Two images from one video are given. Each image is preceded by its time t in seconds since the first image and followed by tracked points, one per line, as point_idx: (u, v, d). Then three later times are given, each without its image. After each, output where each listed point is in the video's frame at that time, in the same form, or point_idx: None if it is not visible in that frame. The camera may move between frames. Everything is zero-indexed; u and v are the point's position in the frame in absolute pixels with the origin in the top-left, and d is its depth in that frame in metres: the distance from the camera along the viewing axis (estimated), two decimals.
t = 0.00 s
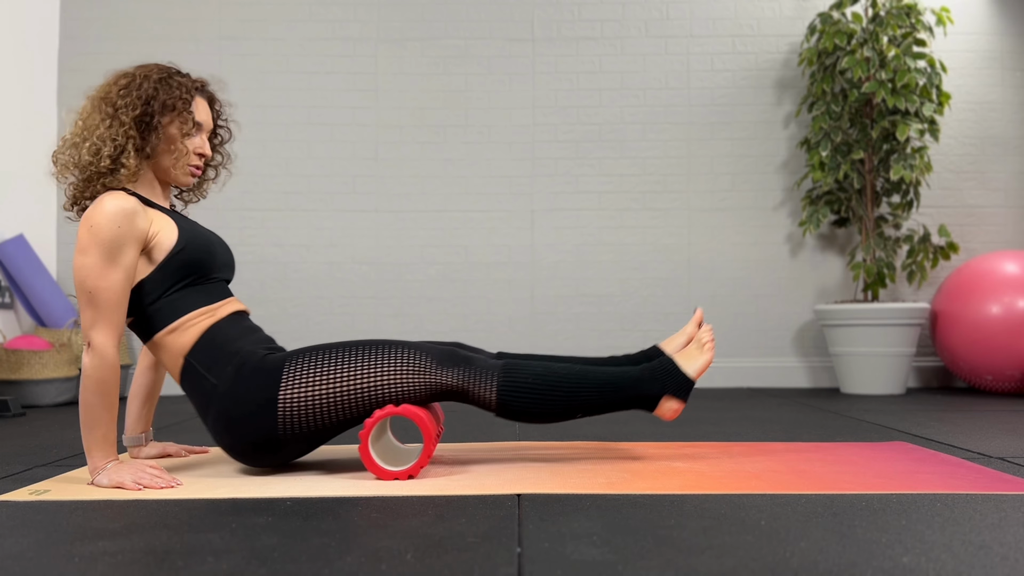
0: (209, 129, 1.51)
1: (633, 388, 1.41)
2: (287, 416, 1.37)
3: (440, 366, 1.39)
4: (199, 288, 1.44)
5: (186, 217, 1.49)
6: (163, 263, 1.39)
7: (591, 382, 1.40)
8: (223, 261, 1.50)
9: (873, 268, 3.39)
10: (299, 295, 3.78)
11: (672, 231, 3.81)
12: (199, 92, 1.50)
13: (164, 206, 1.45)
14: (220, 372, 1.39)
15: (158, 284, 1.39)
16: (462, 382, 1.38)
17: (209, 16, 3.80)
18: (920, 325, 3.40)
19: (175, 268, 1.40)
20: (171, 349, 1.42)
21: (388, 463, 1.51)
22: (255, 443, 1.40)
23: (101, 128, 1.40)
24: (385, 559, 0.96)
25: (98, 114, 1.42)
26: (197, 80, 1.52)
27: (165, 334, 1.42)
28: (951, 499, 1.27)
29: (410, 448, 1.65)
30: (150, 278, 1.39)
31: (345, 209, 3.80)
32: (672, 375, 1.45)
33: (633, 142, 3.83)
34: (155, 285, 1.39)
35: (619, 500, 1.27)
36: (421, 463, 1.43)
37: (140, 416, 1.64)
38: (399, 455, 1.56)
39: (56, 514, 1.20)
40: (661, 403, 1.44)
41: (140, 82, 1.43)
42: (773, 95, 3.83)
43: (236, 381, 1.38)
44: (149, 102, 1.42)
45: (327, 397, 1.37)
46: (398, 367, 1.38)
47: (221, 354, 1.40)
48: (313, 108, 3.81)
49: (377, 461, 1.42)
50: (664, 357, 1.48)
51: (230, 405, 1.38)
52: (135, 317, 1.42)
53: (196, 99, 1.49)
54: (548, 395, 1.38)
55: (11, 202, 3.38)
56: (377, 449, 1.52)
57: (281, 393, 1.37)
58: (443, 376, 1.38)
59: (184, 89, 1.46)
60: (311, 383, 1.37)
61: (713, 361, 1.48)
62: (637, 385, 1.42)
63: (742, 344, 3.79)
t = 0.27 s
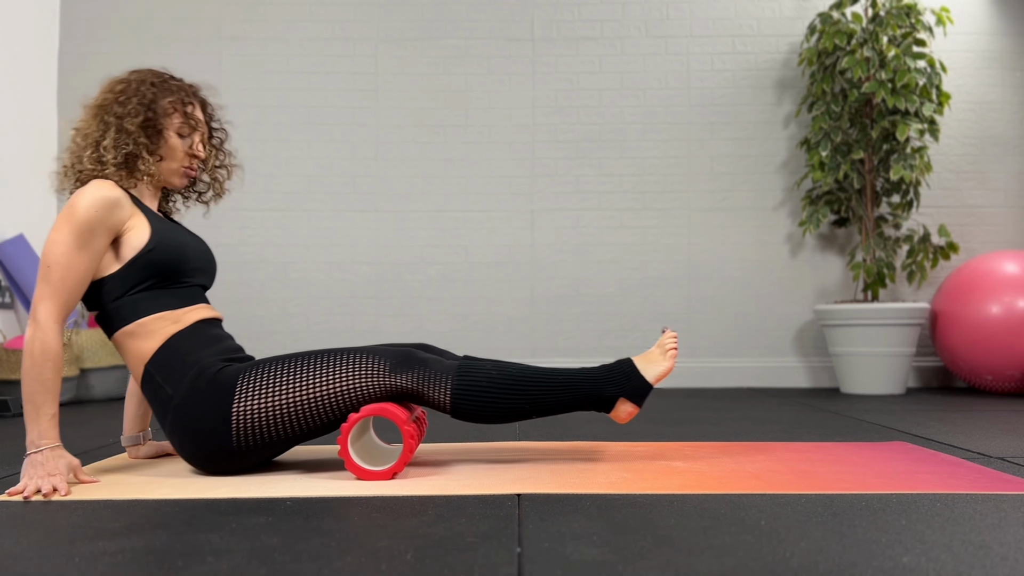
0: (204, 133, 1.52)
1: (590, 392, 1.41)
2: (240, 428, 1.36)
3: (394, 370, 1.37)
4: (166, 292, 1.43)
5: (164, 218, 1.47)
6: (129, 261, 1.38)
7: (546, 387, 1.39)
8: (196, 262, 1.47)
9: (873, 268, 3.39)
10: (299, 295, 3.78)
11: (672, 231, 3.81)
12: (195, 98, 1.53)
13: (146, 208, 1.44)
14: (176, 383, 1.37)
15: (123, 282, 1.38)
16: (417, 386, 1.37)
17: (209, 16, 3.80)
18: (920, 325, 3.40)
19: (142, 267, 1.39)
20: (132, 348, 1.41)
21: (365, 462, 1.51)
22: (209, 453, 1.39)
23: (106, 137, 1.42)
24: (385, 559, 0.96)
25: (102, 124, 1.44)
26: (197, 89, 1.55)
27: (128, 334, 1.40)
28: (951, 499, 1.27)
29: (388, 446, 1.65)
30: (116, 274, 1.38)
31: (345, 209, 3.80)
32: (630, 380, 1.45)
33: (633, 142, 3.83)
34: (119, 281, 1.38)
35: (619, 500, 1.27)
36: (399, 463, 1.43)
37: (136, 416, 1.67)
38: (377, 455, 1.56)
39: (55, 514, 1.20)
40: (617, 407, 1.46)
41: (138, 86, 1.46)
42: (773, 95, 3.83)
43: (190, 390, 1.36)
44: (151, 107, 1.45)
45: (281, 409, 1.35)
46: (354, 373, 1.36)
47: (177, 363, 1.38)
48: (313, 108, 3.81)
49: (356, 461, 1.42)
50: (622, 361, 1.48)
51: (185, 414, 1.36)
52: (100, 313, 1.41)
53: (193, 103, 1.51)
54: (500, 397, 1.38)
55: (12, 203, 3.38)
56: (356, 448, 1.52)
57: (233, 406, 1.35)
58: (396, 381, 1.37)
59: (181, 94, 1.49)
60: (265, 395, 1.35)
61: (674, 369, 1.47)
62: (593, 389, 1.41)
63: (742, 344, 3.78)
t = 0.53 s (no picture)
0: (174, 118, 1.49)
1: (557, 404, 1.42)
2: (207, 440, 1.36)
3: (362, 377, 1.38)
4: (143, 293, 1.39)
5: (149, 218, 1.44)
6: (114, 260, 1.34)
7: (514, 399, 1.39)
8: (176, 265, 1.43)
9: (873, 268, 3.39)
10: (300, 295, 3.78)
11: (672, 231, 3.81)
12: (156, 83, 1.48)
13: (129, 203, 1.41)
14: (144, 394, 1.36)
15: (104, 280, 1.34)
16: (385, 392, 1.38)
17: (209, 16, 3.80)
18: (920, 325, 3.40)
19: (123, 267, 1.35)
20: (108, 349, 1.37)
21: (351, 462, 1.52)
22: (176, 462, 1.39)
23: (65, 137, 1.39)
24: (386, 559, 0.96)
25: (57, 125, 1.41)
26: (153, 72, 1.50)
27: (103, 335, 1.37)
28: (951, 499, 1.27)
29: (375, 447, 1.66)
30: (99, 272, 1.34)
31: (346, 209, 3.80)
32: (600, 398, 1.45)
33: (633, 142, 3.83)
34: (104, 280, 1.34)
35: (619, 500, 1.27)
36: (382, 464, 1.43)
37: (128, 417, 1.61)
38: (363, 456, 1.57)
39: (55, 514, 1.20)
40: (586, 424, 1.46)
41: (95, 80, 1.42)
42: (773, 95, 3.83)
43: (159, 402, 1.35)
44: (103, 100, 1.40)
45: (247, 419, 1.36)
46: (325, 382, 1.37)
47: (147, 373, 1.37)
48: (313, 108, 3.81)
49: (341, 461, 1.43)
50: (594, 378, 1.48)
51: (153, 425, 1.36)
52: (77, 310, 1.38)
53: (155, 88, 1.46)
54: (467, 405, 1.38)
55: (12, 203, 3.38)
56: (342, 448, 1.53)
57: (200, 418, 1.34)
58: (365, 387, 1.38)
59: (140, 82, 1.44)
60: (233, 407, 1.35)
61: (645, 393, 1.48)
62: (560, 403, 1.42)
63: (741, 344, 3.79)
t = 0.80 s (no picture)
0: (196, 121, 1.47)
1: (545, 408, 1.43)
2: (196, 444, 1.37)
3: (353, 375, 1.39)
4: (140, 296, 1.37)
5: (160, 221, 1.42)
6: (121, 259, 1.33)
7: (503, 399, 1.41)
8: (181, 271, 1.42)
9: (873, 268, 3.40)
10: (299, 295, 3.78)
11: (672, 231, 3.81)
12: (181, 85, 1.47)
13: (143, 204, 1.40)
14: (135, 399, 1.37)
15: (111, 278, 1.33)
16: (375, 390, 1.39)
17: (209, 16, 3.80)
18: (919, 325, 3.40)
19: (128, 270, 1.33)
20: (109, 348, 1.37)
21: (345, 462, 1.52)
22: (164, 466, 1.40)
23: (85, 135, 1.39)
24: (386, 559, 0.96)
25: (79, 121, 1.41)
26: (181, 74, 1.49)
27: (98, 336, 1.37)
28: (951, 499, 1.27)
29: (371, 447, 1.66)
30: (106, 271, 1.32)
31: (346, 209, 3.80)
32: (586, 401, 1.48)
33: (633, 142, 3.83)
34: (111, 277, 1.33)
35: (618, 500, 1.27)
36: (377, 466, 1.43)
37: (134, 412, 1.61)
38: (359, 457, 1.58)
39: (55, 514, 1.20)
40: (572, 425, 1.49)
41: (119, 80, 1.42)
42: (773, 95, 3.83)
43: (149, 408, 1.36)
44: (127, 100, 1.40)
45: (238, 422, 1.36)
46: (315, 382, 1.38)
47: (137, 379, 1.37)
48: (313, 108, 3.81)
49: (335, 462, 1.44)
50: (581, 379, 1.51)
51: (143, 431, 1.36)
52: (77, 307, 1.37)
53: (179, 91, 1.45)
54: (456, 404, 1.39)
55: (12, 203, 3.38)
56: (337, 448, 1.53)
57: (191, 423, 1.35)
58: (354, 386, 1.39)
59: (163, 83, 1.43)
60: (223, 410, 1.36)
61: (631, 394, 1.51)
62: (549, 405, 1.44)
63: (741, 344, 3.79)
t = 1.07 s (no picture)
0: (239, 129, 1.47)
1: (562, 394, 1.43)
2: (211, 443, 1.37)
3: (368, 367, 1.39)
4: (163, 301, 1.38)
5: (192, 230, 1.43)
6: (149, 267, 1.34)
7: (518, 386, 1.41)
8: (206, 280, 1.42)
9: (873, 268, 3.40)
10: (299, 295, 3.78)
11: (672, 231, 3.81)
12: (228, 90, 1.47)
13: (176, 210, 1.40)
14: (151, 399, 1.37)
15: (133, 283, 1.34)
16: (391, 382, 1.39)
17: (209, 17, 3.80)
18: (920, 325, 3.40)
19: (154, 277, 1.34)
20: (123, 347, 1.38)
21: (354, 461, 1.52)
22: (177, 468, 1.40)
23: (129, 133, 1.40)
24: (386, 559, 0.96)
25: (126, 119, 1.42)
26: (231, 80, 1.49)
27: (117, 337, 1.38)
28: (951, 499, 1.27)
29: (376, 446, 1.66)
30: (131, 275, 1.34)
31: (346, 209, 3.80)
32: (601, 381, 1.46)
33: (633, 142, 3.83)
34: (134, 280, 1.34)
35: (618, 500, 1.27)
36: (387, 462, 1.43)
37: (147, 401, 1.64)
38: (367, 455, 1.57)
39: (55, 514, 1.20)
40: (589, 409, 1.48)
41: (169, 82, 1.43)
42: (773, 95, 3.83)
43: (165, 407, 1.36)
44: (175, 103, 1.41)
45: (255, 417, 1.36)
46: (330, 374, 1.38)
47: (153, 379, 1.37)
48: (313, 108, 3.81)
49: (344, 461, 1.43)
50: (595, 361, 1.49)
51: (159, 432, 1.36)
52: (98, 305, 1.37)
53: (227, 97, 1.45)
54: (472, 394, 1.39)
55: (12, 203, 3.38)
56: (346, 448, 1.53)
57: (205, 421, 1.35)
58: (370, 378, 1.39)
59: (211, 88, 1.43)
60: (238, 407, 1.36)
61: (645, 371, 1.49)
62: (564, 389, 1.44)
63: (741, 344, 3.79)
